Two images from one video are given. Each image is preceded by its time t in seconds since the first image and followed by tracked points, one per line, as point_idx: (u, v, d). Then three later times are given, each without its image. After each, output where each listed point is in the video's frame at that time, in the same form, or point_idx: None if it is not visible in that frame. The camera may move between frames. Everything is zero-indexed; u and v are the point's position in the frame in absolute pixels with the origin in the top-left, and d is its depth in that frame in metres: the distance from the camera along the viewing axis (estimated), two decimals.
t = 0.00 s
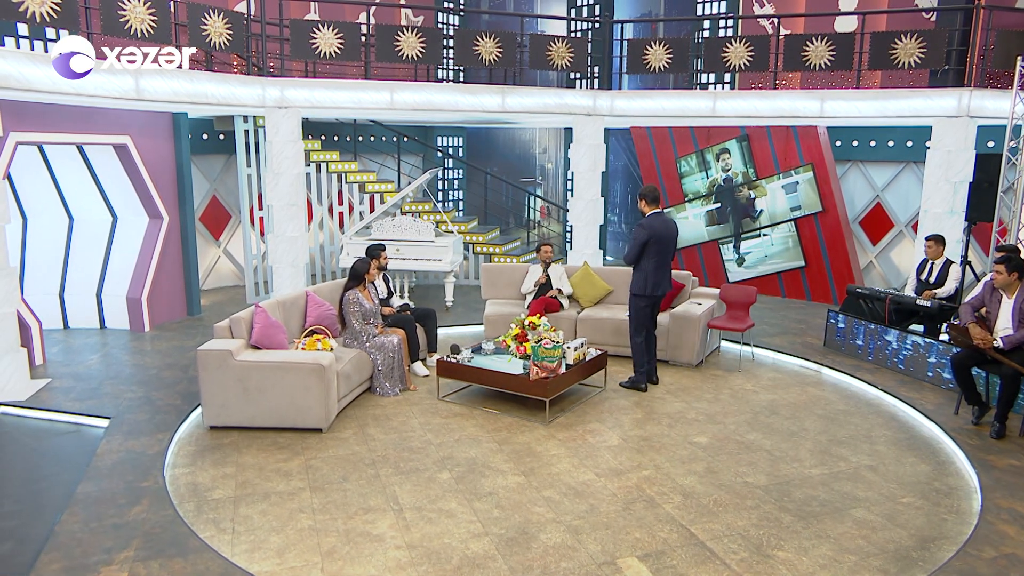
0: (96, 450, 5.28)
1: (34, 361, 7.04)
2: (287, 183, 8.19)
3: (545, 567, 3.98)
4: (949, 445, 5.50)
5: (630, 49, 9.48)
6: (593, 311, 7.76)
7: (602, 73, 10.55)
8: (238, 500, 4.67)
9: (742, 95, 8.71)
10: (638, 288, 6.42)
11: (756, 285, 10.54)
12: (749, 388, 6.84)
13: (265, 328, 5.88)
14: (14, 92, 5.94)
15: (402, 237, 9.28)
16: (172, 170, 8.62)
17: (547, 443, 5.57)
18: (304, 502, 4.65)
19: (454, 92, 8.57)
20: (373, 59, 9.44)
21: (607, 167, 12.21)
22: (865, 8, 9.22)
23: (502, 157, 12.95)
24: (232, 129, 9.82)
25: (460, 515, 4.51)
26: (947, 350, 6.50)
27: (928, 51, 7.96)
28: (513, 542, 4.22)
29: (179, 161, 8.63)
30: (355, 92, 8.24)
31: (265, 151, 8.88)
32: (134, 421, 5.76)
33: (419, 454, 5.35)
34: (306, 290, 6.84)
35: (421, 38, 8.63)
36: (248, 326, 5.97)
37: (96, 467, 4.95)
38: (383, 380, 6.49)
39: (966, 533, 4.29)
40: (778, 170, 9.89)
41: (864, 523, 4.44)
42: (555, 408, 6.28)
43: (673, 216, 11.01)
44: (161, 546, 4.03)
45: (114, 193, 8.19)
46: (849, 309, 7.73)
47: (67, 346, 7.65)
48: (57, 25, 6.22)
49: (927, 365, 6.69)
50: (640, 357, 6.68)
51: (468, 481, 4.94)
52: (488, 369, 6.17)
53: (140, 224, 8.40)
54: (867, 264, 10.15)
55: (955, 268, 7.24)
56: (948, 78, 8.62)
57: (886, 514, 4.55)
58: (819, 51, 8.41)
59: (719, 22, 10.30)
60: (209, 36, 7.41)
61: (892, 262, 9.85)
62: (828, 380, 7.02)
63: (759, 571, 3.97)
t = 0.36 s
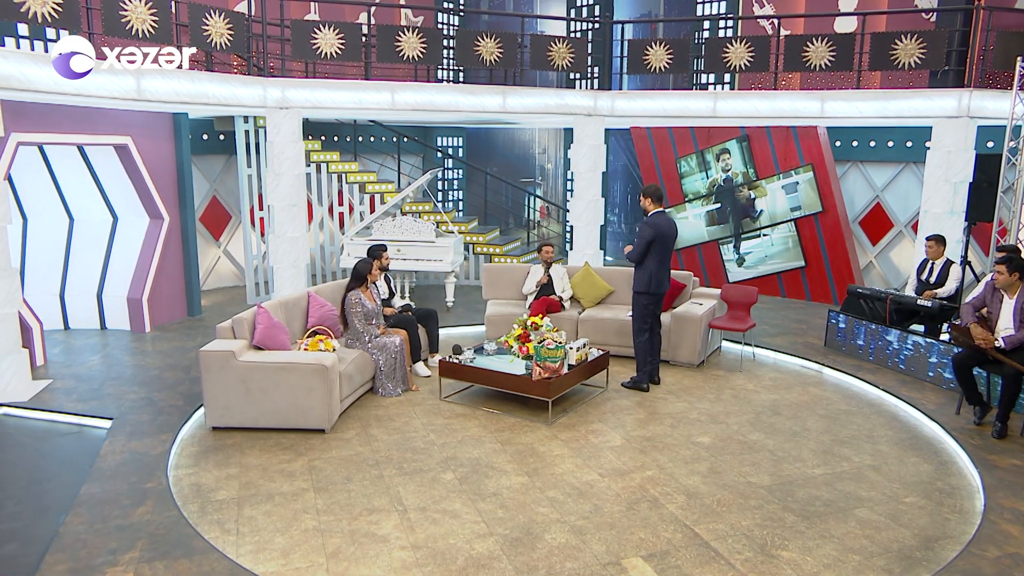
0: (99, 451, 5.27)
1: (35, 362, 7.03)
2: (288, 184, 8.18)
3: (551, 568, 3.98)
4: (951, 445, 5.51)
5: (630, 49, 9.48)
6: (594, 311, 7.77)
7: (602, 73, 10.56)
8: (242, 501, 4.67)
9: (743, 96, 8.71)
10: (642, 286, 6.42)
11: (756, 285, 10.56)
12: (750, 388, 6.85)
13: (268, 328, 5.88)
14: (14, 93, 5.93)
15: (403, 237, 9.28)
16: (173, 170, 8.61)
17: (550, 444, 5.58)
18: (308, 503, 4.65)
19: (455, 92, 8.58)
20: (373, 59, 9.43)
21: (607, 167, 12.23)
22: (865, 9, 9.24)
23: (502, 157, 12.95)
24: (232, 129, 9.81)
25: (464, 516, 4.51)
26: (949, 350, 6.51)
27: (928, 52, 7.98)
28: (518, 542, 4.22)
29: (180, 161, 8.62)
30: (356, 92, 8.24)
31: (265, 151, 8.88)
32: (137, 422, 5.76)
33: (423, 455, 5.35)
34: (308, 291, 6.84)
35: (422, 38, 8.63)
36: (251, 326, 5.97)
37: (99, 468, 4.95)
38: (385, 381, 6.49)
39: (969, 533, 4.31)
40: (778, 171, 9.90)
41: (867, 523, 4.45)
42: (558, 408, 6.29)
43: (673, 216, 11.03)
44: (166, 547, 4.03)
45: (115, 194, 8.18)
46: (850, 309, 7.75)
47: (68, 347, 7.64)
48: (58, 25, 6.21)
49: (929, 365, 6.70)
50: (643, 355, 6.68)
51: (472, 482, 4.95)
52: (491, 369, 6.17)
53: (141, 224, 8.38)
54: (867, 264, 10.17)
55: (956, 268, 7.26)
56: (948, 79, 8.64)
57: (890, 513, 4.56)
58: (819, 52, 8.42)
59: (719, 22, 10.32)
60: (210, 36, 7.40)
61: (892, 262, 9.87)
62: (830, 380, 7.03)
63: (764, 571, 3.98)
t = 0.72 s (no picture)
0: (104, 452, 5.27)
1: (38, 363, 7.03)
2: (291, 184, 8.17)
3: (557, 568, 3.99)
4: (954, 445, 5.52)
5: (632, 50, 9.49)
6: (597, 311, 7.78)
7: (603, 73, 10.56)
8: (247, 501, 4.67)
9: (745, 96, 8.72)
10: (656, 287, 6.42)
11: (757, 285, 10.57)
12: (753, 388, 6.86)
13: (271, 329, 5.90)
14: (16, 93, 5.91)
15: (405, 237, 9.28)
16: (175, 171, 8.61)
17: (554, 444, 5.58)
18: (313, 503, 4.65)
19: (458, 92, 8.58)
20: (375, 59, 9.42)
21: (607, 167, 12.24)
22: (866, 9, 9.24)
23: (502, 157, 12.96)
24: (234, 130, 9.81)
25: (470, 516, 4.51)
26: (951, 350, 6.52)
27: (930, 52, 7.99)
28: (525, 542, 4.23)
29: (182, 162, 8.62)
30: (358, 92, 8.23)
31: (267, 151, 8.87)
32: (141, 422, 5.76)
33: (427, 455, 5.35)
34: (311, 291, 6.84)
35: (424, 38, 8.63)
36: (254, 326, 5.97)
37: (104, 469, 4.95)
38: (389, 381, 6.48)
39: (975, 532, 4.31)
40: (779, 171, 9.92)
41: (872, 523, 4.45)
42: (561, 408, 6.30)
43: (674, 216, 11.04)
44: (172, 548, 4.03)
45: (117, 193, 8.18)
46: (852, 309, 7.76)
47: (71, 348, 7.64)
48: (61, 26, 6.21)
49: (931, 365, 6.71)
50: (650, 355, 6.68)
51: (477, 482, 4.95)
52: (494, 369, 6.17)
53: (143, 224, 8.37)
54: (868, 264, 10.18)
55: (958, 268, 7.26)
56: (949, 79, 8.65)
57: (894, 513, 4.57)
58: (821, 52, 8.43)
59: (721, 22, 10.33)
60: (213, 36, 7.41)
61: (893, 262, 9.89)
62: (832, 380, 7.04)
63: (770, 571, 3.99)
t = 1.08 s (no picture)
0: (109, 452, 5.28)
1: (41, 363, 7.03)
2: (294, 184, 8.17)
3: (565, 568, 3.99)
4: (958, 445, 5.53)
5: (634, 50, 9.49)
6: (600, 311, 7.79)
7: (605, 74, 10.57)
8: (254, 502, 4.67)
9: (747, 96, 8.71)
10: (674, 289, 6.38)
11: (760, 285, 10.59)
12: (757, 388, 6.87)
13: (276, 329, 5.89)
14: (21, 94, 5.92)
15: (408, 237, 9.28)
16: (178, 171, 8.60)
17: (559, 444, 5.59)
18: (319, 503, 4.65)
19: (461, 93, 8.58)
20: (377, 59, 9.42)
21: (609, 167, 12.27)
22: (869, 9, 9.26)
23: (504, 158, 12.95)
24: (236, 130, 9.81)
25: (476, 516, 4.52)
26: (955, 350, 6.53)
27: (932, 53, 7.99)
28: (531, 542, 4.23)
29: (184, 162, 8.62)
30: (361, 92, 8.22)
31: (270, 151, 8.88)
32: (146, 423, 5.76)
33: (433, 455, 5.35)
34: (315, 291, 6.83)
35: (427, 39, 8.64)
36: (259, 327, 5.96)
37: (109, 470, 4.95)
38: (393, 381, 6.48)
39: (981, 532, 4.32)
40: (782, 171, 9.92)
41: (878, 523, 4.46)
42: (566, 408, 6.30)
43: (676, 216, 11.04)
44: (180, 548, 4.03)
45: (119, 193, 8.18)
46: (855, 309, 7.77)
47: (75, 348, 7.64)
48: (65, 26, 6.21)
49: (935, 365, 6.72)
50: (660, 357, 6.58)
51: (483, 482, 4.96)
52: (499, 369, 6.18)
53: (146, 225, 8.38)
54: (871, 265, 10.20)
55: (961, 268, 7.26)
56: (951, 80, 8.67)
57: (900, 513, 4.57)
58: (824, 52, 8.43)
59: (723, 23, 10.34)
60: (217, 37, 7.41)
61: (896, 263, 9.87)
62: (836, 380, 7.05)
63: (777, 571, 3.99)
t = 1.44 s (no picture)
0: (114, 452, 5.28)
1: (45, 364, 7.02)
2: (296, 184, 8.18)
3: (572, 568, 4.00)
4: (963, 445, 5.54)
5: (637, 50, 9.50)
6: (603, 311, 7.79)
7: (607, 74, 10.57)
8: (260, 502, 4.67)
9: (750, 96, 8.71)
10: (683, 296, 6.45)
11: (761, 285, 10.60)
12: (760, 388, 6.87)
13: (280, 329, 5.89)
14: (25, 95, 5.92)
15: (410, 237, 9.29)
16: (180, 171, 8.61)
17: (564, 444, 5.59)
18: (325, 504, 4.65)
19: (463, 93, 8.59)
20: (379, 60, 9.42)
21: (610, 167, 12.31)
22: (871, 10, 9.27)
23: (505, 157, 12.94)
24: (238, 130, 9.81)
25: (483, 516, 4.52)
26: (958, 350, 6.54)
27: (935, 53, 8.00)
28: (538, 542, 4.24)
29: (187, 163, 8.62)
30: (364, 93, 8.22)
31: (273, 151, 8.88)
32: (150, 423, 5.76)
33: (438, 455, 5.36)
34: (319, 292, 6.83)
35: (430, 39, 8.63)
36: (263, 327, 5.96)
37: (115, 470, 4.95)
38: (397, 381, 6.48)
39: (987, 532, 4.33)
40: (784, 171, 9.93)
41: (884, 523, 4.47)
42: (570, 408, 6.31)
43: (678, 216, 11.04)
44: (187, 548, 4.03)
45: (122, 193, 8.17)
46: (857, 309, 7.78)
47: (78, 348, 7.64)
48: (69, 27, 6.21)
49: (938, 365, 6.73)
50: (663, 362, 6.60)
51: (489, 482, 4.96)
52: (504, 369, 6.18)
53: (149, 225, 8.40)
54: (873, 265, 10.20)
55: (964, 268, 7.27)
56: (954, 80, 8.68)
57: (906, 513, 4.58)
58: (826, 53, 8.44)
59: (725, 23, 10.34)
60: (220, 37, 7.41)
61: (898, 263, 9.88)
62: (839, 380, 7.06)
63: (784, 571, 4.00)
